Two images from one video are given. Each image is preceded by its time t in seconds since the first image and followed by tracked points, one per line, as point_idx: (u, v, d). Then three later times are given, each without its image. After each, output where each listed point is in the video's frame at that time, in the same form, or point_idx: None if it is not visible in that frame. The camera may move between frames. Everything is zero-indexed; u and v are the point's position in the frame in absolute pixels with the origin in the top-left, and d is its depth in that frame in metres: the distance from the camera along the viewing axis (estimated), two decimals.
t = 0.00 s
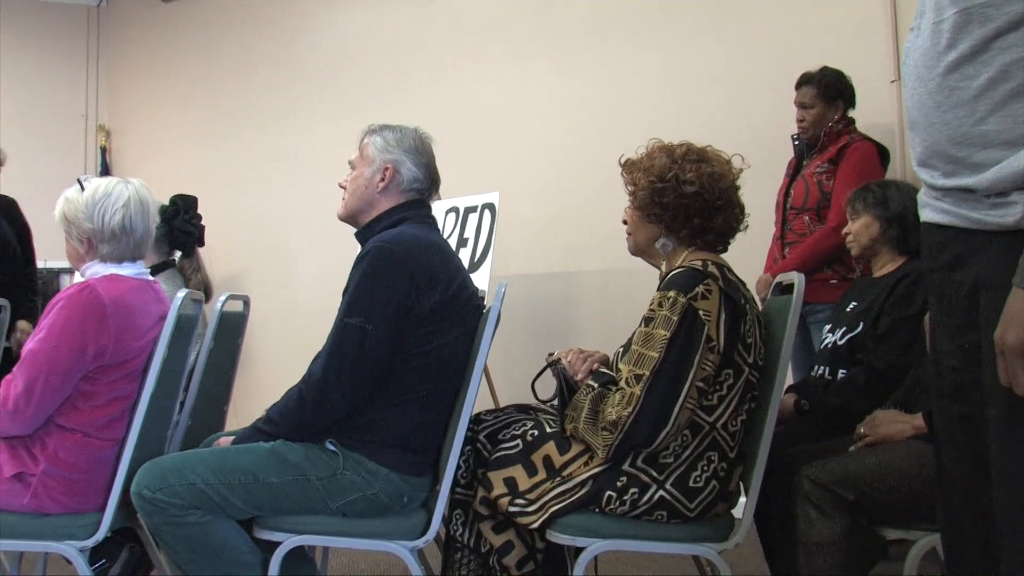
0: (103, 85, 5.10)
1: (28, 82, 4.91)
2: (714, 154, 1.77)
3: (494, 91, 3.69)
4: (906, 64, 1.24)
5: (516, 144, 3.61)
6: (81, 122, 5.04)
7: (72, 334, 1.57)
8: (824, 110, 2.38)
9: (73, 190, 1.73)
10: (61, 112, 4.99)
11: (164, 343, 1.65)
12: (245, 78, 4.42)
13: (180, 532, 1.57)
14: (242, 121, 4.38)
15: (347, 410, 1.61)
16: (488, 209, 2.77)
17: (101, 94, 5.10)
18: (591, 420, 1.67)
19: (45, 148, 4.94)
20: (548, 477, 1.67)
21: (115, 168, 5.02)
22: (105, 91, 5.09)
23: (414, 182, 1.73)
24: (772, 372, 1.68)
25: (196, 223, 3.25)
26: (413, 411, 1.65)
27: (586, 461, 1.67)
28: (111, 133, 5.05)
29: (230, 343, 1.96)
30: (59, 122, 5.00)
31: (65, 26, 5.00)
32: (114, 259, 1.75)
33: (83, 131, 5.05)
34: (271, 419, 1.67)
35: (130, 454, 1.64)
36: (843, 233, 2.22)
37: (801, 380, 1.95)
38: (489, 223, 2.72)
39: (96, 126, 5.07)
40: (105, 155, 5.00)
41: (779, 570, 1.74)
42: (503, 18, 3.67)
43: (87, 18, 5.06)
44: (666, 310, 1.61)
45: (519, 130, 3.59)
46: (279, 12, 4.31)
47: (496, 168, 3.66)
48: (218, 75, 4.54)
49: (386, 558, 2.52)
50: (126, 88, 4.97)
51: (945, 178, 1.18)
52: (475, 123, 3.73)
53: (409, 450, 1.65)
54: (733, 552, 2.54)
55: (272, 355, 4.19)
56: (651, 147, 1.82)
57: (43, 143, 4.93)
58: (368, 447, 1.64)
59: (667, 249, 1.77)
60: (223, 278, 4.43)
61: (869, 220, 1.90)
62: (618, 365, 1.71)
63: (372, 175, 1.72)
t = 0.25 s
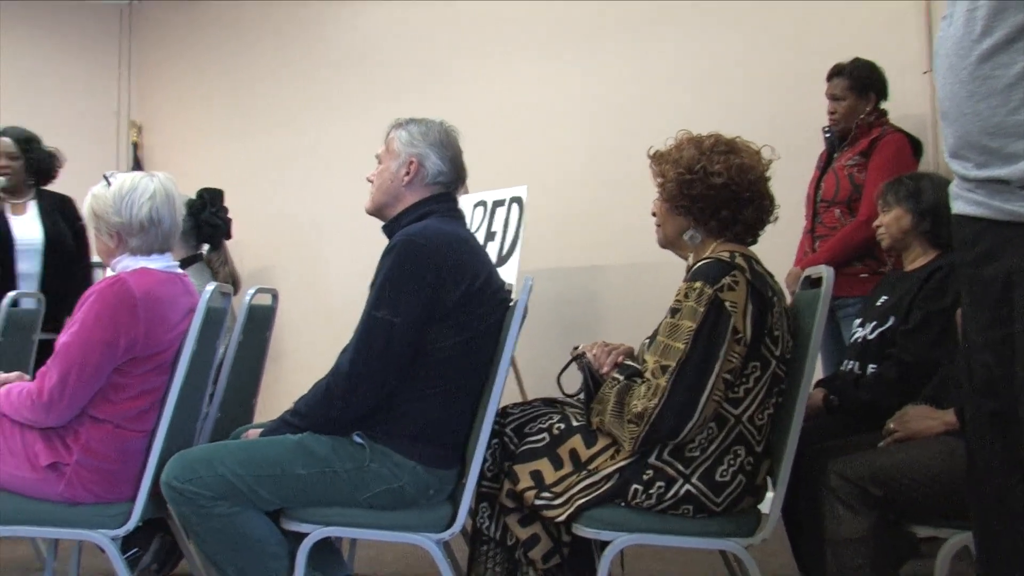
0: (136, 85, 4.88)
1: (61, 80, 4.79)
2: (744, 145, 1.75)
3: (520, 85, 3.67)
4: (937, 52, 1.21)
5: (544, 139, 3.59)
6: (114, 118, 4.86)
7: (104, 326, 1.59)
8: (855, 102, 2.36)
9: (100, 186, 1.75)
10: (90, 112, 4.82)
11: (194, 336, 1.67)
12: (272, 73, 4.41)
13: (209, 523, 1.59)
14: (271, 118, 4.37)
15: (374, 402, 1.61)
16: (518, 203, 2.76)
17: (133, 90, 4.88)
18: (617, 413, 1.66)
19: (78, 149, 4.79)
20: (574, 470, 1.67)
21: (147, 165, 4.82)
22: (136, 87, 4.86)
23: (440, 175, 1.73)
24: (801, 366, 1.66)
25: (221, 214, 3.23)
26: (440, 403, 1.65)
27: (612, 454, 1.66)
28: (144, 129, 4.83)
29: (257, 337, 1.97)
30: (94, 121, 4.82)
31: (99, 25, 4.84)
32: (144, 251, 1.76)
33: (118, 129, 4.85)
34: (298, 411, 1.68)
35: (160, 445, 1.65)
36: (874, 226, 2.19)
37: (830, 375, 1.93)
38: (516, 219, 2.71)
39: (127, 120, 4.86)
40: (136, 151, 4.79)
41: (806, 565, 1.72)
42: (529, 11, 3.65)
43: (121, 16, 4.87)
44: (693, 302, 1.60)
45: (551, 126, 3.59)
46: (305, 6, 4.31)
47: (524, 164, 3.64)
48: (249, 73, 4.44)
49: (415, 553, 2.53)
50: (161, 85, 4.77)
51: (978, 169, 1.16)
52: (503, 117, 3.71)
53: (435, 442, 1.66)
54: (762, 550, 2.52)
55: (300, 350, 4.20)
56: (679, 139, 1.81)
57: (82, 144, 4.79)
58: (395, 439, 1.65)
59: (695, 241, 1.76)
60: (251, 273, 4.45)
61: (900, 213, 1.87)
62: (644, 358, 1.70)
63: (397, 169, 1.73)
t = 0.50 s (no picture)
0: (202, 82, 4.91)
1: (122, 76, 4.86)
2: (809, 137, 1.71)
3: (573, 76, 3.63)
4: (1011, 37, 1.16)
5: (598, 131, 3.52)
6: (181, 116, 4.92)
7: (168, 322, 1.62)
8: (926, 93, 2.27)
9: (159, 187, 1.77)
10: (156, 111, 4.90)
11: (256, 332, 1.69)
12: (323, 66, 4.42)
13: (272, 517, 1.61)
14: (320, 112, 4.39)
15: (433, 398, 1.62)
16: (580, 198, 2.72)
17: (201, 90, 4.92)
18: (677, 409, 1.64)
19: (145, 147, 4.90)
20: (634, 468, 1.65)
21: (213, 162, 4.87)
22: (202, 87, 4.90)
23: (495, 173, 1.72)
24: (866, 363, 1.62)
25: (280, 211, 3.28)
26: (498, 399, 1.65)
27: (672, 452, 1.65)
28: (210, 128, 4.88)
29: (319, 332, 1.99)
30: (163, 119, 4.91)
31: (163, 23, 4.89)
32: (205, 249, 1.77)
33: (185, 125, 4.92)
34: (359, 407, 1.68)
35: (223, 439, 1.68)
36: (943, 220, 2.14)
37: (898, 372, 1.90)
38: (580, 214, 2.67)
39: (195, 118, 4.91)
40: (205, 150, 4.84)
41: (871, 567, 1.69)
42: None
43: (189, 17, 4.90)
44: (754, 297, 1.57)
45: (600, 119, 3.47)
46: None
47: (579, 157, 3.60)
48: (306, 70, 4.43)
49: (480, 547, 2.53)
50: (219, 81, 4.83)
51: None
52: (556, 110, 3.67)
53: (495, 438, 1.65)
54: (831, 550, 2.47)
55: (356, 344, 4.23)
56: (742, 132, 1.77)
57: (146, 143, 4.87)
58: (454, 436, 1.65)
59: (758, 236, 1.73)
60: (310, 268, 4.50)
61: (971, 206, 1.82)
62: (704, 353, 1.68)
63: (453, 167, 1.72)
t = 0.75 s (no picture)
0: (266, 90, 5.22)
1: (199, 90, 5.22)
2: (870, 141, 1.67)
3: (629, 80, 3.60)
4: None
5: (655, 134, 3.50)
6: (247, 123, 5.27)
7: (225, 330, 1.65)
8: (996, 94, 2.21)
9: (215, 197, 1.80)
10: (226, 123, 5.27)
11: (312, 339, 1.70)
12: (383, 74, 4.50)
13: (326, 522, 1.62)
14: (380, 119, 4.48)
15: (487, 407, 1.61)
16: (639, 204, 2.70)
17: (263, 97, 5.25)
18: (734, 421, 1.62)
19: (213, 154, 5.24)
20: (690, 478, 1.63)
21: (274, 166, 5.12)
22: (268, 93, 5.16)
23: (544, 185, 1.71)
24: (931, 374, 1.57)
25: (335, 217, 3.31)
26: (551, 408, 1.64)
27: (729, 463, 1.61)
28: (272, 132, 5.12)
29: (378, 340, 2.00)
30: (232, 125, 5.28)
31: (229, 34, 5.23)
32: (258, 258, 1.79)
33: (250, 132, 5.27)
34: (414, 414, 1.69)
35: (279, 445, 1.69)
36: (1011, 228, 2.05)
37: (964, 383, 1.82)
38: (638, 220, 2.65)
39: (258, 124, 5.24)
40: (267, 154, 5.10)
41: None
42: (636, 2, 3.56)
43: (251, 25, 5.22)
44: (813, 308, 1.54)
45: (654, 123, 3.37)
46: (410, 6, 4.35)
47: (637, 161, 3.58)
48: (368, 75, 4.51)
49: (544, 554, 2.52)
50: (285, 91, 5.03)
51: None
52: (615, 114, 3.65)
53: (548, 447, 1.64)
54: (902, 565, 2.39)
55: (416, 347, 4.27)
56: (801, 136, 1.74)
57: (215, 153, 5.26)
58: (507, 444, 1.64)
59: (817, 243, 1.69)
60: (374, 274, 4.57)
61: None
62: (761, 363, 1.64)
63: (502, 178, 1.72)
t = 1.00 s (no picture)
0: (315, 95, 5.56)
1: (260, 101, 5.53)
2: (923, 148, 1.63)
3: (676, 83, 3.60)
4: None
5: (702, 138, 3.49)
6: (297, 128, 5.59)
7: (268, 337, 1.66)
8: None
9: (258, 204, 1.83)
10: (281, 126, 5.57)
11: (354, 345, 1.71)
12: (434, 80, 4.59)
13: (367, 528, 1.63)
14: (432, 123, 4.59)
15: (528, 416, 1.61)
16: (688, 209, 2.68)
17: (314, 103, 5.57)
18: (778, 433, 1.59)
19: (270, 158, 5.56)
20: (734, 489, 1.61)
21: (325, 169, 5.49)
22: (319, 100, 5.53)
23: (582, 195, 1.70)
24: (982, 388, 1.53)
25: (378, 223, 3.35)
26: (592, 417, 1.63)
27: (772, 474, 1.59)
28: (323, 137, 5.51)
29: (423, 345, 2.01)
30: (287, 130, 5.58)
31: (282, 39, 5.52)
32: (295, 265, 1.79)
33: (300, 135, 5.59)
34: (456, 420, 1.70)
35: (321, 450, 1.71)
36: None
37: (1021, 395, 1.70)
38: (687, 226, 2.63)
39: (310, 129, 5.57)
40: (318, 158, 5.48)
41: None
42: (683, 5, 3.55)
43: (303, 29, 5.53)
44: (858, 320, 1.51)
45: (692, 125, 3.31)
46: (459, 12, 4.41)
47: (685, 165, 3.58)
48: (421, 81, 4.64)
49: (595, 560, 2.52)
50: (340, 97, 5.30)
51: None
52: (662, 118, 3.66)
53: (589, 456, 1.63)
54: None
55: (464, 349, 4.33)
56: (852, 142, 1.71)
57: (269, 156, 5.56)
58: (549, 452, 1.64)
59: (865, 252, 1.65)
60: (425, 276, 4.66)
61: None
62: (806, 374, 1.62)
63: (543, 187, 1.72)
